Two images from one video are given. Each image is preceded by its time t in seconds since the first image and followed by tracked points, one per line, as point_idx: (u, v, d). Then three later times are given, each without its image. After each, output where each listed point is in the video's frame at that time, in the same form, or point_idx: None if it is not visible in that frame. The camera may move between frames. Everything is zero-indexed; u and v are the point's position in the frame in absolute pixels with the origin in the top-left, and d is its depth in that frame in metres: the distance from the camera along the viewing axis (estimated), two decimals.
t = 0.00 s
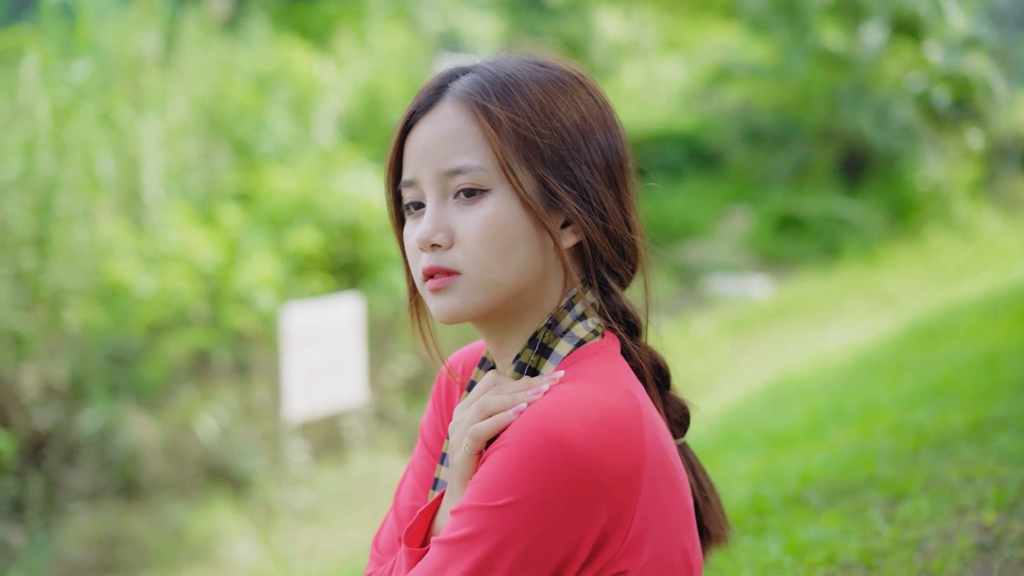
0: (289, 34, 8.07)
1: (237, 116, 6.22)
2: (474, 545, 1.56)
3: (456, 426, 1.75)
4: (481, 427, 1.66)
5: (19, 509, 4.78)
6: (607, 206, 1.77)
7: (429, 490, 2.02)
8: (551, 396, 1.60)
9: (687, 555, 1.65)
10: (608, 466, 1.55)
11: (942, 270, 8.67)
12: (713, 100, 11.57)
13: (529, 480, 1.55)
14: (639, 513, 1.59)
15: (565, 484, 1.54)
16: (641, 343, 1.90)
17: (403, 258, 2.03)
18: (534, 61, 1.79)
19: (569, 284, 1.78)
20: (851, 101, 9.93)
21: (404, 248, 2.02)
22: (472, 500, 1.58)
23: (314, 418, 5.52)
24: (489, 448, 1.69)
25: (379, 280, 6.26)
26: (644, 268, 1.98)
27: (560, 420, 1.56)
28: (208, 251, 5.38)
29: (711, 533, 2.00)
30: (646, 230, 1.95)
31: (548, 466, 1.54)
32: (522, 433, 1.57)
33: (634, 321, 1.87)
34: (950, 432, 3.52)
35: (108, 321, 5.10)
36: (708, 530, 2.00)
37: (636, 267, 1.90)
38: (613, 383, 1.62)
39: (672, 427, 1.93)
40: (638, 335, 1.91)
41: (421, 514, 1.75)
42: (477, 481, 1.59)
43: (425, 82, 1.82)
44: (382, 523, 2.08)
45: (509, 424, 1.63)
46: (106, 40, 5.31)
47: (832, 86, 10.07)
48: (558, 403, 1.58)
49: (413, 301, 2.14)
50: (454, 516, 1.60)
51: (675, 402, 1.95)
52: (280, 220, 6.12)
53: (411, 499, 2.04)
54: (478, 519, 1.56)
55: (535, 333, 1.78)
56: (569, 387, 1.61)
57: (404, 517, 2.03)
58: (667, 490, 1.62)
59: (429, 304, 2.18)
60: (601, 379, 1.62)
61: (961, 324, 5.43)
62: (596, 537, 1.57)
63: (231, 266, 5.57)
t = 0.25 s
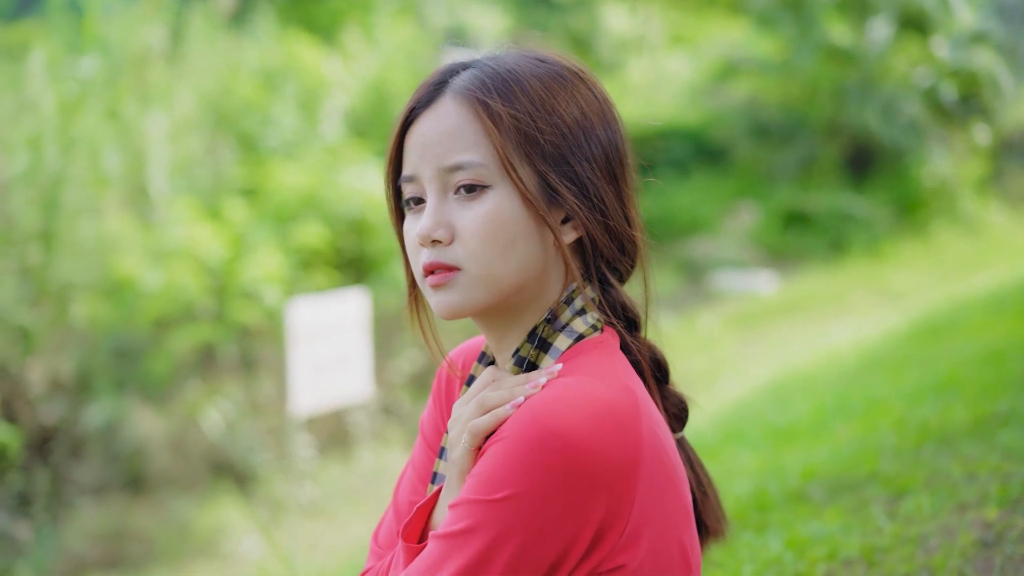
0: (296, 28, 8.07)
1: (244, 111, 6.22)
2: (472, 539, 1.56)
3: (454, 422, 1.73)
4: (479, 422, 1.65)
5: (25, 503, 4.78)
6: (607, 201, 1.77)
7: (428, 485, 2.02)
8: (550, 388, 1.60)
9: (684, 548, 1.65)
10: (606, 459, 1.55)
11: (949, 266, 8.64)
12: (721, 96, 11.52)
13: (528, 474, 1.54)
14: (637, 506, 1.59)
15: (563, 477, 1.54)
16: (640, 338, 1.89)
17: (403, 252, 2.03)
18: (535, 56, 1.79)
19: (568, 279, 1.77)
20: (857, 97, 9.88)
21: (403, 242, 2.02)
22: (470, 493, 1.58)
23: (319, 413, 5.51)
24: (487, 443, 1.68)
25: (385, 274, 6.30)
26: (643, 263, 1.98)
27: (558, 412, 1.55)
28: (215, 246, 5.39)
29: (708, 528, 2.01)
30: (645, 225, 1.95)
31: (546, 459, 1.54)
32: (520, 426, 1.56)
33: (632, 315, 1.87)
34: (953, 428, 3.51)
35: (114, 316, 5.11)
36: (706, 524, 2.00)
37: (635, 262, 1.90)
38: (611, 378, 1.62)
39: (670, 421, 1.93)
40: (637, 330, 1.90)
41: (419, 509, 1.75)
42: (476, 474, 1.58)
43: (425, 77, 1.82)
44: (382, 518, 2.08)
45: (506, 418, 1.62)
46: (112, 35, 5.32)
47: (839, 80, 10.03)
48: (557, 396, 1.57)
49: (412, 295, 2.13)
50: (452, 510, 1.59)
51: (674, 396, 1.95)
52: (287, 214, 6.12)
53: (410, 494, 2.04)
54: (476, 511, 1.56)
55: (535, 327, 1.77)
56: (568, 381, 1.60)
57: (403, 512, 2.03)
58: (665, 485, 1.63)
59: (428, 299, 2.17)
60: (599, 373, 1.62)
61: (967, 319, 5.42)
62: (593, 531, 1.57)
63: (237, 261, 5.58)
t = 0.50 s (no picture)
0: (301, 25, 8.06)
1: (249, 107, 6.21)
2: (467, 534, 1.55)
3: (453, 417, 1.73)
4: (477, 417, 1.64)
5: (30, 498, 4.82)
6: (607, 199, 1.76)
7: (427, 480, 2.02)
8: (548, 383, 1.59)
9: (681, 544, 1.66)
10: (604, 455, 1.54)
11: (954, 263, 8.61)
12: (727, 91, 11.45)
13: (525, 468, 1.53)
14: (635, 502, 1.59)
15: (560, 472, 1.53)
16: (639, 335, 1.90)
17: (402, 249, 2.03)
18: (534, 53, 1.78)
19: (568, 275, 1.78)
20: (863, 94, 9.80)
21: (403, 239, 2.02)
22: (466, 487, 1.57)
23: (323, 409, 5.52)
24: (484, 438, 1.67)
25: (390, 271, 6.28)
26: (642, 259, 1.98)
27: (556, 407, 1.55)
28: (220, 242, 5.39)
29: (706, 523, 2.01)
30: (644, 222, 1.95)
31: (543, 454, 1.53)
32: (518, 420, 1.56)
33: (631, 311, 1.87)
34: (956, 425, 3.51)
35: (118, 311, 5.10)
36: (704, 519, 2.01)
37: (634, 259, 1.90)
38: (609, 373, 1.61)
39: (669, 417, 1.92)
40: (636, 326, 1.91)
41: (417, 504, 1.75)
42: (472, 468, 1.57)
43: (425, 74, 1.81)
44: (382, 515, 2.08)
45: (503, 412, 1.61)
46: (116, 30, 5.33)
47: (846, 76, 9.96)
48: (554, 390, 1.57)
49: (411, 291, 2.13)
50: (448, 504, 1.58)
51: (673, 392, 1.94)
52: (291, 210, 6.12)
53: (409, 490, 2.04)
54: (473, 506, 1.55)
55: (534, 324, 1.77)
56: (566, 375, 1.59)
57: (402, 509, 2.03)
58: (663, 480, 1.62)
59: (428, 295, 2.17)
60: (597, 369, 1.61)
61: (971, 316, 5.41)
62: (589, 526, 1.57)
63: (242, 256, 5.58)
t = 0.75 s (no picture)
0: (310, 22, 8.08)
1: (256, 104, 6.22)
2: (467, 529, 1.54)
3: (454, 414, 1.73)
4: (476, 413, 1.64)
5: (38, 495, 4.86)
6: (610, 199, 1.75)
7: (429, 478, 2.03)
8: (547, 378, 1.58)
9: (682, 544, 1.63)
10: (603, 450, 1.53)
11: (962, 260, 8.58)
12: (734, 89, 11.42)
13: (523, 463, 1.52)
14: (634, 499, 1.57)
15: (560, 467, 1.52)
16: (641, 332, 1.88)
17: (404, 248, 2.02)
18: (535, 52, 1.76)
19: (571, 273, 1.76)
20: (871, 89, 9.75)
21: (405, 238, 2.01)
22: (465, 481, 1.56)
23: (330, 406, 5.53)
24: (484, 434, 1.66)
25: (396, 268, 6.28)
26: (643, 258, 1.97)
27: (554, 402, 1.53)
28: (227, 239, 5.40)
29: (706, 520, 2.00)
30: (645, 220, 1.94)
31: (542, 449, 1.52)
32: (517, 415, 1.54)
33: (632, 309, 1.85)
34: (962, 424, 3.50)
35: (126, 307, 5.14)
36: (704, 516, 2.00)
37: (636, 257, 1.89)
38: (610, 370, 1.60)
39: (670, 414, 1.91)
40: (637, 323, 1.90)
41: (418, 501, 1.75)
42: (472, 463, 1.56)
43: (426, 74, 1.79)
44: (385, 512, 2.08)
45: (503, 408, 1.60)
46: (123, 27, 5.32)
47: (854, 74, 9.92)
48: (555, 386, 1.55)
49: (413, 289, 2.12)
50: (449, 499, 1.57)
51: (674, 389, 1.93)
52: (298, 207, 6.13)
53: (412, 489, 2.04)
54: (472, 500, 1.54)
55: (536, 321, 1.75)
56: (566, 371, 1.58)
57: (404, 508, 2.03)
58: (664, 477, 1.60)
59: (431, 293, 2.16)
60: (598, 366, 1.60)
61: (979, 314, 5.39)
62: (588, 522, 1.55)
63: (249, 253, 5.58)
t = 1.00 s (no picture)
0: (318, 20, 8.09)
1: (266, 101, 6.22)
2: (467, 525, 1.52)
3: (457, 413, 1.72)
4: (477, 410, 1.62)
5: (47, 492, 4.94)
6: (613, 201, 1.75)
7: (433, 478, 2.01)
8: (548, 375, 1.56)
9: (684, 543, 1.60)
10: (603, 448, 1.50)
11: (971, 258, 8.54)
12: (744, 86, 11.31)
13: (523, 460, 1.50)
14: (635, 497, 1.54)
15: (559, 464, 1.49)
16: (644, 331, 1.87)
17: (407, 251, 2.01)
18: (538, 55, 1.75)
19: (575, 273, 1.75)
20: (878, 88, 9.76)
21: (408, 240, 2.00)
22: (465, 478, 1.54)
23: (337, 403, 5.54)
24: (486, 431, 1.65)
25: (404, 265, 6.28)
26: (646, 258, 1.96)
27: (554, 399, 1.51)
28: (235, 237, 5.41)
29: (707, 516, 2.00)
30: (648, 221, 1.93)
31: (542, 446, 1.49)
32: (517, 411, 1.52)
33: (635, 308, 1.85)
34: (968, 424, 3.49)
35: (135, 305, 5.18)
36: (706, 514, 1.99)
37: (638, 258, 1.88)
38: (611, 368, 1.58)
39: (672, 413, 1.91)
40: (640, 322, 1.89)
41: (421, 499, 1.75)
42: (472, 459, 1.54)
43: (429, 76, 1.78)
44: (390, 512, 2.07)
45: (503, 404, 1.60)
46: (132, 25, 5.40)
47: (861, 71, 9.92)
48: (555, 382, 1.53)
49: (417, 290, 2.12)
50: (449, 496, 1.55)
51: (674, 388, 1.93)
52: (306, 205, 6.14)
53: (417, 489, 2.02)
54: (471, 496, 1.52)
55: (539, 321, 1.75)
56: (567, 368, 1.56)
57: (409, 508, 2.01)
58: (666, 475, 1.57)
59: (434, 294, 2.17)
60: (599, 364, 1.58)
61: (988, 312, 5.37)
62: (588, 520, 1.52)
63: (257, 251, 5.59)
